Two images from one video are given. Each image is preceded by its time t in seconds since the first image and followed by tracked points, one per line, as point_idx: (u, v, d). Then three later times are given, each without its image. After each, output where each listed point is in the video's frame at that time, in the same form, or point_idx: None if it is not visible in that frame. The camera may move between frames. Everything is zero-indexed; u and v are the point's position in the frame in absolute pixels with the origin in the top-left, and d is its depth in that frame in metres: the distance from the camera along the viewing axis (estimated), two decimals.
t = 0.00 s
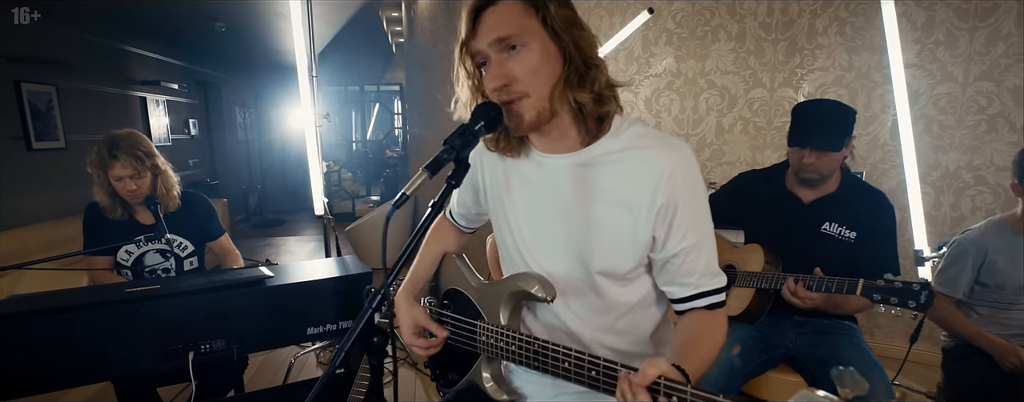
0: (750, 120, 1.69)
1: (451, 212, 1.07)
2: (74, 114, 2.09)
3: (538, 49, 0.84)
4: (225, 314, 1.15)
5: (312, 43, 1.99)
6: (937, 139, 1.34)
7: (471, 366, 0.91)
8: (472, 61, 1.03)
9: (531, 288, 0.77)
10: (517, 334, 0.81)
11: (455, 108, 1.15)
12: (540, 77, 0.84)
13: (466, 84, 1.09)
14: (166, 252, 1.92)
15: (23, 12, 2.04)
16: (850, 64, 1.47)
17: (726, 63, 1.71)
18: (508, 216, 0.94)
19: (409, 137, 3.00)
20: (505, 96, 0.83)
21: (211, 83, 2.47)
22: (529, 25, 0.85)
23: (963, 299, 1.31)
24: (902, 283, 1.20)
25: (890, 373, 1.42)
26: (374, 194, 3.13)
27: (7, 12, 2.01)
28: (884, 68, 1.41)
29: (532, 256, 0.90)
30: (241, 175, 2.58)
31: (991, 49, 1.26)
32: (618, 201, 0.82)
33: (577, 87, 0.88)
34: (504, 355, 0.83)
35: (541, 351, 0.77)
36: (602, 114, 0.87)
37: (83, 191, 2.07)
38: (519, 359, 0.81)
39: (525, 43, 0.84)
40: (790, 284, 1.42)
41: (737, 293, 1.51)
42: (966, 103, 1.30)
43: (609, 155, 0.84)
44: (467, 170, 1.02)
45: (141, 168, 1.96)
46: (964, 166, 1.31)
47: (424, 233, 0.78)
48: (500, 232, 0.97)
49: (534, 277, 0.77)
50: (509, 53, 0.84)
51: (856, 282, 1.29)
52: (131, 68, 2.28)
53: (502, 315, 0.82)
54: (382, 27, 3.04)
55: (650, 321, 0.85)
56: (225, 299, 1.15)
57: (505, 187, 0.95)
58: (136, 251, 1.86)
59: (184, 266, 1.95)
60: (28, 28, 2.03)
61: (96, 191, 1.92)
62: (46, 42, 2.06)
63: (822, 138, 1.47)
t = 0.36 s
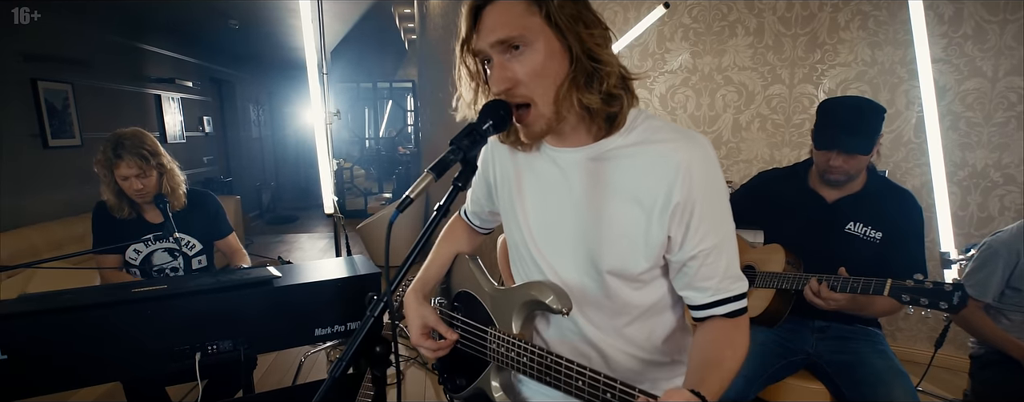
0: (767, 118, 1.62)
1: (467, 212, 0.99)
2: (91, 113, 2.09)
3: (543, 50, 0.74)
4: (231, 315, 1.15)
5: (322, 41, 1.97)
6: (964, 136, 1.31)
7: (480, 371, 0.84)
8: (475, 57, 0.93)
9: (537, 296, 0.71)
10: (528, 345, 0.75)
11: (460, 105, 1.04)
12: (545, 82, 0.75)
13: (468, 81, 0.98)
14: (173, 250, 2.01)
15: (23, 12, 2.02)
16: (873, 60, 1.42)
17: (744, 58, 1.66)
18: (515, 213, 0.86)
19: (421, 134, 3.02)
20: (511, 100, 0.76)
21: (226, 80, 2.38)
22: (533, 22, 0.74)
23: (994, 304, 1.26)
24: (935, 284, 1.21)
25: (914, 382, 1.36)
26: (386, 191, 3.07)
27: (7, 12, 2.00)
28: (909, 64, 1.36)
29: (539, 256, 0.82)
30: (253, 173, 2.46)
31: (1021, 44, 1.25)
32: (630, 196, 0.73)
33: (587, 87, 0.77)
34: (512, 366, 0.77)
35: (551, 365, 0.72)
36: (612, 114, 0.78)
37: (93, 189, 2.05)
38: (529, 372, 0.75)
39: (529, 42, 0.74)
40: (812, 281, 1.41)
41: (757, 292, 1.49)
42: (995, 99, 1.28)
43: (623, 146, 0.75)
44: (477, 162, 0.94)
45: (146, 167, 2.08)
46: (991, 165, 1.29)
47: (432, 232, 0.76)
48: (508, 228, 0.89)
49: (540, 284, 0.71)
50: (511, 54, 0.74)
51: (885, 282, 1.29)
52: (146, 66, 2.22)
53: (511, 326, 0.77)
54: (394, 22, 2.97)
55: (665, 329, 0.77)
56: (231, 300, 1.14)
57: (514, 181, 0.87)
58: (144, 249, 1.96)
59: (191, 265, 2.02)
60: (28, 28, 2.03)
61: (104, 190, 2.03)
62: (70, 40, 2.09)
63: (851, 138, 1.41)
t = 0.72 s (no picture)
0: (781, 117, 1.62)
1: (469, 216, 0.92)
2: (100, 112, 2.09)
3: (551, 54, 0.66)
4: (236, 318, 1.14)
5: (328, 40, 1.93)
6: (984, 137, 1.34)
7: (485, 380, 0.81)
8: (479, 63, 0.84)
9: (541, 305, 0.67)
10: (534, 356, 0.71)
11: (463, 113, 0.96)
12: (553, 87, 0.67)
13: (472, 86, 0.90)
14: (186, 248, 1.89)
15: (23, 12, 2.00)
16: (891, 58, 1.43)
17: (757, 57, 1.65)
18: (519, 220, 0.81)
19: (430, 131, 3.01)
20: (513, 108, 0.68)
21: (238, 79, 2.35)
22: (539, 23, 0.66)
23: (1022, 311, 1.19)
24: (953, 304, 1.04)
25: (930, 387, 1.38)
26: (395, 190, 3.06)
27: (7, 12, 1.98)
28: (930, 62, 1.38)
29: (543, 265, 0.77)
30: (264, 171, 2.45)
31: None
32: (639, 202, 0.68)
33: (595, 93, 0.69)
34: (519, 376, 0.73)
35: (558, 378, 0.68)
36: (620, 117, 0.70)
37: (105, 189, 2.06)
38: (534, 384, 0.71)
39: (535, 46, 0.65)
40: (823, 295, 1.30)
41: (766, 303, 1.39)
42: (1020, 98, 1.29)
43: (631, 148, 0.69)
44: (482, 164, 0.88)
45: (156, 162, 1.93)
46: (1014, 165, 1.31)
47: (436, 237, 0.73)
48: (513, 233, 0.83)
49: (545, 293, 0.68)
50: (514, 62, 0.66)
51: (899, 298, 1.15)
52: (156, 64, 2.21)
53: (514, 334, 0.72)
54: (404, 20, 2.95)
55: (677, 337, 0.73)
56: (236, 303, 1.13)
57: (519, 187, 0.81)
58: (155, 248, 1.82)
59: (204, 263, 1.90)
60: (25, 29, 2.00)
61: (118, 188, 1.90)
62: (77, 39, 2.08)
63: (863, 143, 1.35)
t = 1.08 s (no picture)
0: (788, 118, 1.64)
1: (469, 224, 0.88)
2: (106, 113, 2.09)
3: (548, 63, 0.62)
4: (233, 323, 1.13)
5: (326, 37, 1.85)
6: (996, 138, 1.30)
7: (482, 392, 0.79)
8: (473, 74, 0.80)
9: (537, 315, 0.66)
10: (532, 369, 0.69)
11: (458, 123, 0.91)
12: (549, 98, 0.62)
13: (466, 96, 0.85)
14: (195, 249, 1.76)
15: (23, 12, 1.93)
16: (900, 57, 1.46)
17: (764, 56, 1.66)
18: (512, 228, 0.78)
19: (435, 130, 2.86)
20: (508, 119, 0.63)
21: (243, 79, 2.44)
22: (535, 32, 0.62)
23: None
24: (955, 328, 1.00)
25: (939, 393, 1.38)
26: (400, 189, 3.08)
27: (7, 12, 1.90)
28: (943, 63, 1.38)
29: (537, 275, 0.74)
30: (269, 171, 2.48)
31: None
32: (636, 211, 0.65)
33: (592, 104, 0.66)
34: (515, 390, 0.71)
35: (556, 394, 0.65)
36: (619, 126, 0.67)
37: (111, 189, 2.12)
38: (531, 398, 0.69)
39: (531, 56, 0.61)
40: (823, 312, 1.27)
41: (769, 317, 1.38)
42: None
43: (629, 155, 0.66)
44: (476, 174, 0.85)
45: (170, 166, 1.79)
46: None
47: (426, 254, 0.68)
48: (506, 241, 0.80)
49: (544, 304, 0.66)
50: (510, 74, 0.62)
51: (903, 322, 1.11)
52: (161, 65, 2.24)
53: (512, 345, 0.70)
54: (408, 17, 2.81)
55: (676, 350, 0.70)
56: (234, 307, 1.12)
57: (512, 193, 0.78)
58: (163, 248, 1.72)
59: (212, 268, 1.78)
60: (24, 29, 1.92)
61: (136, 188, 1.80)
62: (84, 40, 2.04)
63: (863, 153, 1.31)
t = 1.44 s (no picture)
0: (794, 118, 1.67)
1: (462, 231, 0.87)
2: (112, 113, 2.06)
3: (532, 71, 0.60)
4: (228, 329, 1.13)
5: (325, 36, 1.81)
6: (1009, 140, 1.27)
7: None
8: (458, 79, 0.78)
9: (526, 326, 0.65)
10: (520, 380, 0.67)
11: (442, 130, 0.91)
12: (532, 106, 0.61)
13: (451, 104, 0.84)
14: (200, 248, 1.72)
15: (23, 12, 1.92)
16: (910, 58, 1.45)
17: (769, 57, 1.70)
18: (503, 238, 0.77)
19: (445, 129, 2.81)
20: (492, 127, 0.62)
21: (248, 79, 2.35)
22: (517, 37, 0.60)
23: None
24: (960, 341, 1.00)
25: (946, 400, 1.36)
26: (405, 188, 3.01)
27: (7, 12, 1.91)
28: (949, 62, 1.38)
29: (528, 287, 0.73)
30: (274, 171, 2.44)
31: None
32: (629, 224, 0.63)
33: (579, 112, 0.64)
34: None
35: None
36: (608, 135, 0.67)
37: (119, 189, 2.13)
38: None
39: (514, 63, 0.60)
40: (821, 325, 1.26)
41: (771, 326, 1.36)
42: None
43: (623, 166, 0.65)
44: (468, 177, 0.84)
45: (195, 167, 1.74)
46: None
47: (410, 262, 0.67)
48: (497, 251, 0.79)
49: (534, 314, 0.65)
50: (494, 81, 0.61)
51: (903, 333, 1.12)
52: (167, 65, 2.16)
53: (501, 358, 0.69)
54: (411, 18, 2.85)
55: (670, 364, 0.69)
56: (229, 313, 1.13)
57: (503, 203, 0.76)
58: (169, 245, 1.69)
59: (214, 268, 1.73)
60: (25, 29, 1.92)
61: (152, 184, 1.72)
62: (84, 40, 2.01)
63: (857, 157, 1.27)
